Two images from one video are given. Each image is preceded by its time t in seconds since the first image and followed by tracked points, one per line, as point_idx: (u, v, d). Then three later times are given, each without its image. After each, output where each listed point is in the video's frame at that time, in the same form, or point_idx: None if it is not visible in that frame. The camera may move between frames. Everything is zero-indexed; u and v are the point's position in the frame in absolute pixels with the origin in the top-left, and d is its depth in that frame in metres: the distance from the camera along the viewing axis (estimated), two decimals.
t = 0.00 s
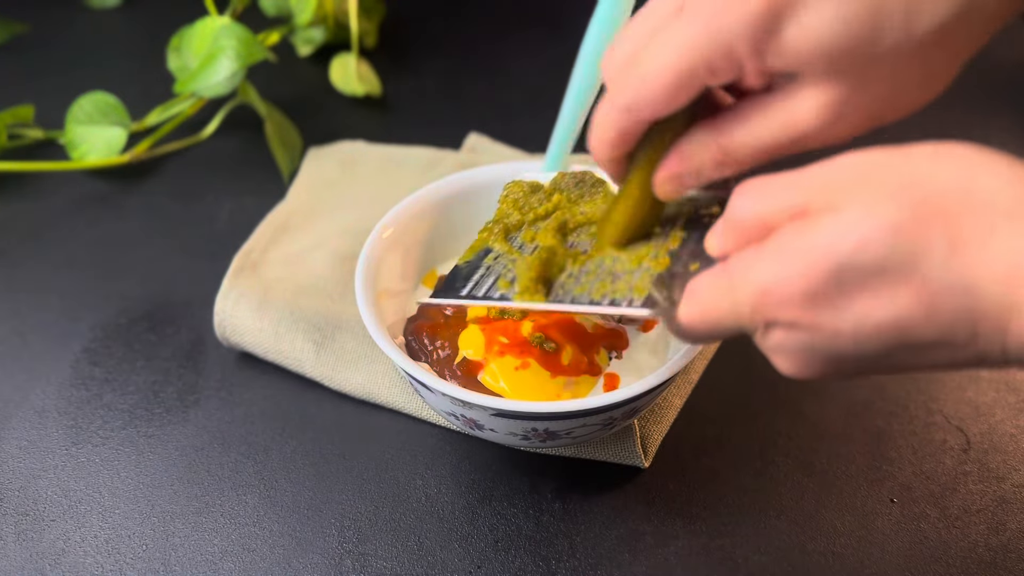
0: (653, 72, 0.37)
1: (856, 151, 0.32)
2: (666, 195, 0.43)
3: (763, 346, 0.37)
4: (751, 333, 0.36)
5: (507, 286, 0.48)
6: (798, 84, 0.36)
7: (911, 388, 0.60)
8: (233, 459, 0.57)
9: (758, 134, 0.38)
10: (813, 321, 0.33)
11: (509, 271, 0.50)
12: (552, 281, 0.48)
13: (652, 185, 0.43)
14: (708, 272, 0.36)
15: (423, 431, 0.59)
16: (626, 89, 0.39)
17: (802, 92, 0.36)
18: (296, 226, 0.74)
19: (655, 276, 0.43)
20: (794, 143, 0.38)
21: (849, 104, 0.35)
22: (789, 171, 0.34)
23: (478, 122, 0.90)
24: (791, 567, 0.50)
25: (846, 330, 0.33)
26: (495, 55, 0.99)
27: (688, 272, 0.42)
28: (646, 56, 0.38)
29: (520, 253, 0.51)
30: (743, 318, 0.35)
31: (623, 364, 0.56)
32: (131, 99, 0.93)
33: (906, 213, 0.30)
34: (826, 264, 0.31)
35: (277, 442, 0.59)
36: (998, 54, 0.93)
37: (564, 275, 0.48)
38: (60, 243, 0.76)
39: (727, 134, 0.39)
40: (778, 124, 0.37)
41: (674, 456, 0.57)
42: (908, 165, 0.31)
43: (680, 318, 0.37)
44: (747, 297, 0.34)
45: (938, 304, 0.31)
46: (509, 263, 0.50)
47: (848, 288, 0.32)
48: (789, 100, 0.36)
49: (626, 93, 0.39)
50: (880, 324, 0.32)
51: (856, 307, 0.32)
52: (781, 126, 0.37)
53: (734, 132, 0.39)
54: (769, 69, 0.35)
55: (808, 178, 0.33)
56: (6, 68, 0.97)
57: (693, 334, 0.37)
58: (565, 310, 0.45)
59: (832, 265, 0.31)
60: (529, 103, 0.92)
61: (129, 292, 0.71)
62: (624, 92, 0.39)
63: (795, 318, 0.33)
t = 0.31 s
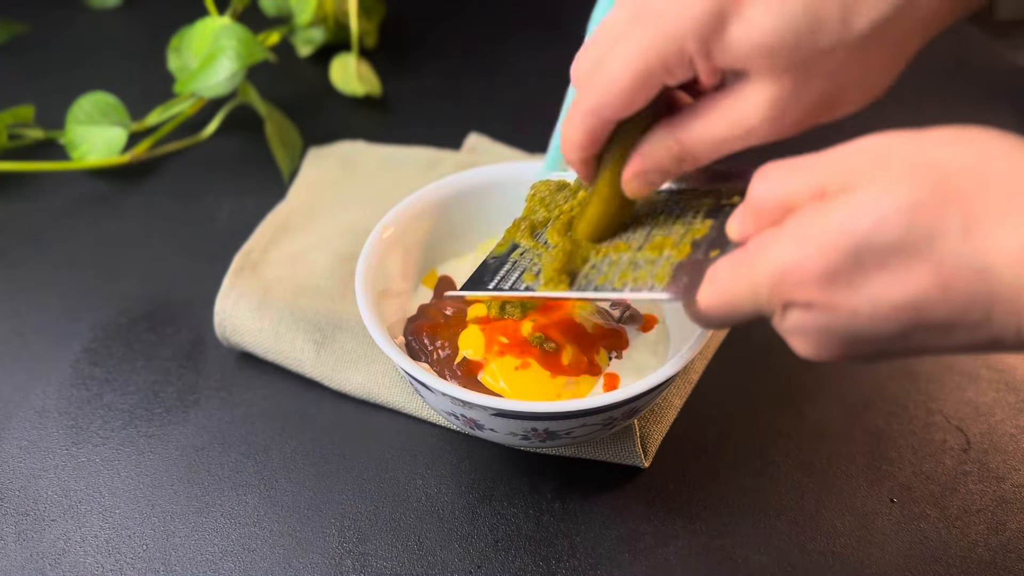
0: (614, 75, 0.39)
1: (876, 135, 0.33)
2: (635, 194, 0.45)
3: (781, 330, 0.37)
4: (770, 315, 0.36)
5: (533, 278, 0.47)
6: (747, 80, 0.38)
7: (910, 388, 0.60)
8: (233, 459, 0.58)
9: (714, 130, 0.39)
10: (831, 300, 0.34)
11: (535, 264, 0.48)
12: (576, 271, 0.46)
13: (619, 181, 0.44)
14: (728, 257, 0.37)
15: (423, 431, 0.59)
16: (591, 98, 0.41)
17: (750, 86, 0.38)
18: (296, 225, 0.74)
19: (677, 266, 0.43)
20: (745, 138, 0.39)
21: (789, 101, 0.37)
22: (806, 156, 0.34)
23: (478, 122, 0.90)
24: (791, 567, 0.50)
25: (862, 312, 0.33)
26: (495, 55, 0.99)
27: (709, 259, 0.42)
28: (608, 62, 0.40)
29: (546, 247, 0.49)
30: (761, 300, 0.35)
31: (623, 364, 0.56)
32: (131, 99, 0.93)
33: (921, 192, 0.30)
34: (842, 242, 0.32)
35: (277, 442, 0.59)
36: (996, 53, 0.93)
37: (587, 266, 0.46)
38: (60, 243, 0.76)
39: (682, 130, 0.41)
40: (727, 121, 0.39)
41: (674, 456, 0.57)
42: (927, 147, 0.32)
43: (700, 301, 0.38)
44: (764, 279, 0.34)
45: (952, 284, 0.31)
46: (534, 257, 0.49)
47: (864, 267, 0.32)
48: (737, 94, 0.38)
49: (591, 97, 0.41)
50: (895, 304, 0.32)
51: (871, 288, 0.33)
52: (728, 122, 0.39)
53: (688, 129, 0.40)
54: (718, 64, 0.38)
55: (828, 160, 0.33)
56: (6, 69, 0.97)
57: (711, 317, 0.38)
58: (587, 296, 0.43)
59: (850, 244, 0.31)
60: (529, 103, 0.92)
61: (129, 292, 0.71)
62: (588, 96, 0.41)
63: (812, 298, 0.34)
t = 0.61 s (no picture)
0: (640, 90, 0.41)
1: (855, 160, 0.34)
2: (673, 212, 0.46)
3: (757, 354, 0.37)
4: (746, 339, 0.36)
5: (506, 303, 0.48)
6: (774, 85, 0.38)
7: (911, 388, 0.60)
8: (233, 459, 0.58)
9: (746, 140, 0.40)
10: (811, 324, 0.34)
11: (509, 288, 0.50)
12: (551, 294, 0.48)
13: (653, 200, 0.46)
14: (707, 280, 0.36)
15: (423, 431, 0.59)
16: (614, 120, 0.43)
17: (776, 89, 0.38)
18: (296, 225, 0.74)
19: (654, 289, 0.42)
20: (777, 142, 0.40)
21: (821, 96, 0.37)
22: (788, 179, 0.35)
23: (478, 122, 0.90)
24: (791, 567, 0.50)
25: (843, 334, 0.33)
26: (495, 55, 0.99)
27: (685, 285, 0.40)
28: (629, 83, 0.42)
29: (520, 273, 0.51)
30: (738, 324, 0.35)
31: (623, 363, 0.56)
32: (131, 99, 0.93)
33: (901, 213, 0.31)
34: (823, 266, 0.32)
35: (277, 441, 0.59)
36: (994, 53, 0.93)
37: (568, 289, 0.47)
38: (60, 243, 0.76)
39: (713, 144, 0.42)
40: (761, 127, 0.39)
41: (673, 456, 0.57)
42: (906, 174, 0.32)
43: (678, 324, 0.37)
44: (744, 299, 0.34)
45: (932, 304, 0.31)
46: (510, 281, 0.51)
47: (845, 289, 0.32)
48: (765, 99, 0.39)
49: (616, 120, 0.43)
50: (876, 327, 0.32)
51: (852, 310, 0.33)
52: (762, 127, 0.39)
53: (718, 142, 0.42)
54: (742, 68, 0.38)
55: (805, 185, 0.34)
56: (6, 68, 0.97)
57: (687, 342, 0.37)
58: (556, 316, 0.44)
59: (830, 267, 0.31)
60: (529, 103, 0.92)
61: (129, 292, 0.71)
62: (615, 117, 0.43)
63: (790, 321, 0.34)
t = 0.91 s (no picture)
0: (662, 84, 0.41)
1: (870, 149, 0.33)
2: (682, 212, 0.47)
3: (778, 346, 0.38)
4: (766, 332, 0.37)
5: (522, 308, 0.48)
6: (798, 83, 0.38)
7: (911, 388, 0.60)
8: (233, 459, 0.58)
9: (767, 136, 0.40)
10: (828, 316, 0.34)
11: (522, 291, 0.50)
12: (566, 297, 0.48)
13: (666, 202, 0.47)
14: (722, 276, 0.37)
15: (422, 431, 0.59)
16: (635, 113, 0.43)
17: (800, 88, 0.38)
18: (296, 225, 0.74)
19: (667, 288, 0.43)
20: (801, 140, 0.39)
21: (853, 93, 0.37)
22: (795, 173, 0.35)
23: (478, 122, 0.90)
24: (791, 567, 0.50)
25: (862, 325, 0.33)
26: (495, 55, 0.99)
27: (700, 282, 0.42)
28: (650, 78, 0.42)
29: (532, 276, 0.51)
30: (756, 317, 0.36)
31: (622, 364, 0.56)
32: (131, 99, 0.94)
33: (913, 204, 0.31)
34: (835, 261, 0.32)
35: (276, 442, 0.59)
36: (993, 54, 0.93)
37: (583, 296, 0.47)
38: (60, 243, 0.76)
39: (732, 141, 0.41)
40: (786, 123, 0.39)
41: (673, 456, 0.57)
42: (923, 162, 0.32)
43: (696, 319, 0.38)
44: (759, 295, 0.35)
45: (946, 294, 0.31)
46: (521, 286, 0.51)
47: (860, 282, 0.32)
48: (790, 95, 0.38)
49: (635, 113, 0.43)
50: (893, 319, 0.32)
51: (869, 302, 0.33)
52: (786, 123, 0.39)
53: (737, 139, 0.41)
54: (768, 69, 0.38)
55: (818, 177, 0.34)
56: (6, 69, 0.97)
57: (706, 335, 0.38)
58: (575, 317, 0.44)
59: (843, 261, 0.32)
60: (528, 103, 0.92)
61: (129, 292, 0.71)
62: (637, 110, 0.43)
63: (808, 315, 0.34)
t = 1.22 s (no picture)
0: (624, 95, 0.40)
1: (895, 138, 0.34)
2: (651, 203, 0.47)
3: (820, 340, 0.38)
4: (807, 327, 0.36)
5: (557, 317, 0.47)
6: (754, 91, 0.37)
7: (911, 388, 0.60)
8: (233, 459, 0.58)
9: (724, 145, 0.40)
10: (871, 307, 0.34)
11: (550, 302, 0.49)
12: (596, 304, 0.47)
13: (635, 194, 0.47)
14: (756, 270, 0.37)
15: (423, 431, 0.59)
16: (598, 116, 0.42)
17: (759, 102, 0.37)
18: (296, 225, 0.74)
19: (699, 287, 0.41)
20: (757, 145, 0.40)
21: (804, 108, 0.37)
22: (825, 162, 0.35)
23: (478, 123, 0.90)
24: (791, 567, 0.50)
25: (904, 311, 0.33)
26: (494, 56, 0.99)
27: (730, 278, 0.40)
28: (615, 80, 0.40)
29: (558, 284, 0.51)
30: (797, 312, 0.35)
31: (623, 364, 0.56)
32: (132, 99, 0.94)
33: (950, 190, 0.30)
34: (875, 250, 0.31)
35: (277, 442, 0.59)
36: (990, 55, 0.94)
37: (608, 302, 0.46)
38: (60, 243, 0.76)
39: (695, 143, 0.41)
40: (739, 131, 0.39)
41: (673, 456, 0.57)
42: (946, 149, 0.32)
43: (732, 319, 0.37)
44: (799, 291, 0.34)
45: (989, 278, 0.31)
46: (548, 295, 0.50)
47: (900, 272, 0.32)
48: (747, 105, 0.38)
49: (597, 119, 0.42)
50: (936, 304, 0.32)
51: (909, 289, 0.33)
52: (741, 133, 0.39)
53: (700, 142, 0.41)
54: (727, 79, 0.37)
55: (850, 167, 0.34)
56: (6, 69, 0.97)
57: (741, 333, 0.38)
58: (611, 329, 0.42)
59: (882, 250, 0.31)
60: (528, 104, 0.92)
61: (129, 291, 0.71)
62: (600, 115, 0.42)
63: (850, 307, 0.34)
